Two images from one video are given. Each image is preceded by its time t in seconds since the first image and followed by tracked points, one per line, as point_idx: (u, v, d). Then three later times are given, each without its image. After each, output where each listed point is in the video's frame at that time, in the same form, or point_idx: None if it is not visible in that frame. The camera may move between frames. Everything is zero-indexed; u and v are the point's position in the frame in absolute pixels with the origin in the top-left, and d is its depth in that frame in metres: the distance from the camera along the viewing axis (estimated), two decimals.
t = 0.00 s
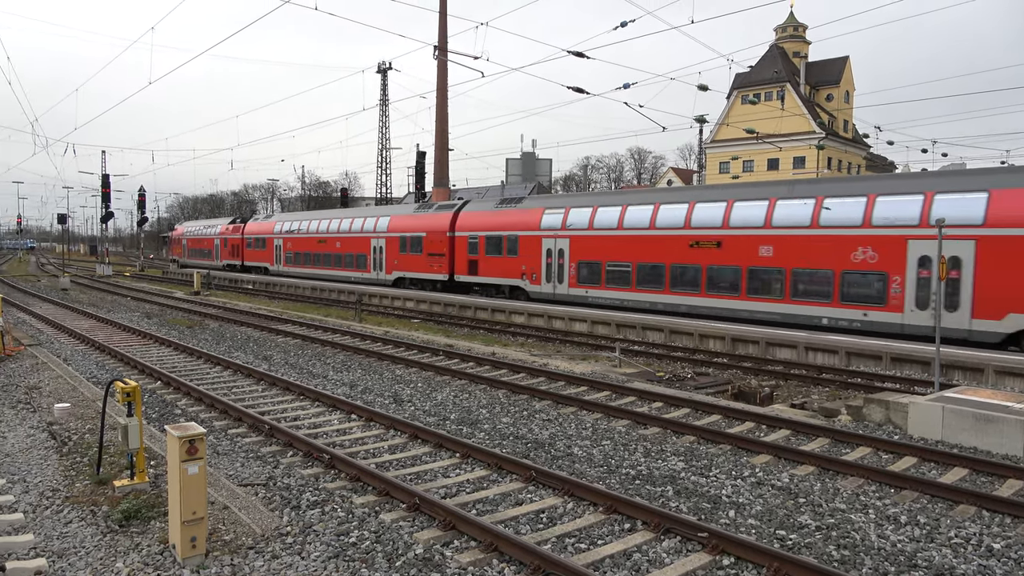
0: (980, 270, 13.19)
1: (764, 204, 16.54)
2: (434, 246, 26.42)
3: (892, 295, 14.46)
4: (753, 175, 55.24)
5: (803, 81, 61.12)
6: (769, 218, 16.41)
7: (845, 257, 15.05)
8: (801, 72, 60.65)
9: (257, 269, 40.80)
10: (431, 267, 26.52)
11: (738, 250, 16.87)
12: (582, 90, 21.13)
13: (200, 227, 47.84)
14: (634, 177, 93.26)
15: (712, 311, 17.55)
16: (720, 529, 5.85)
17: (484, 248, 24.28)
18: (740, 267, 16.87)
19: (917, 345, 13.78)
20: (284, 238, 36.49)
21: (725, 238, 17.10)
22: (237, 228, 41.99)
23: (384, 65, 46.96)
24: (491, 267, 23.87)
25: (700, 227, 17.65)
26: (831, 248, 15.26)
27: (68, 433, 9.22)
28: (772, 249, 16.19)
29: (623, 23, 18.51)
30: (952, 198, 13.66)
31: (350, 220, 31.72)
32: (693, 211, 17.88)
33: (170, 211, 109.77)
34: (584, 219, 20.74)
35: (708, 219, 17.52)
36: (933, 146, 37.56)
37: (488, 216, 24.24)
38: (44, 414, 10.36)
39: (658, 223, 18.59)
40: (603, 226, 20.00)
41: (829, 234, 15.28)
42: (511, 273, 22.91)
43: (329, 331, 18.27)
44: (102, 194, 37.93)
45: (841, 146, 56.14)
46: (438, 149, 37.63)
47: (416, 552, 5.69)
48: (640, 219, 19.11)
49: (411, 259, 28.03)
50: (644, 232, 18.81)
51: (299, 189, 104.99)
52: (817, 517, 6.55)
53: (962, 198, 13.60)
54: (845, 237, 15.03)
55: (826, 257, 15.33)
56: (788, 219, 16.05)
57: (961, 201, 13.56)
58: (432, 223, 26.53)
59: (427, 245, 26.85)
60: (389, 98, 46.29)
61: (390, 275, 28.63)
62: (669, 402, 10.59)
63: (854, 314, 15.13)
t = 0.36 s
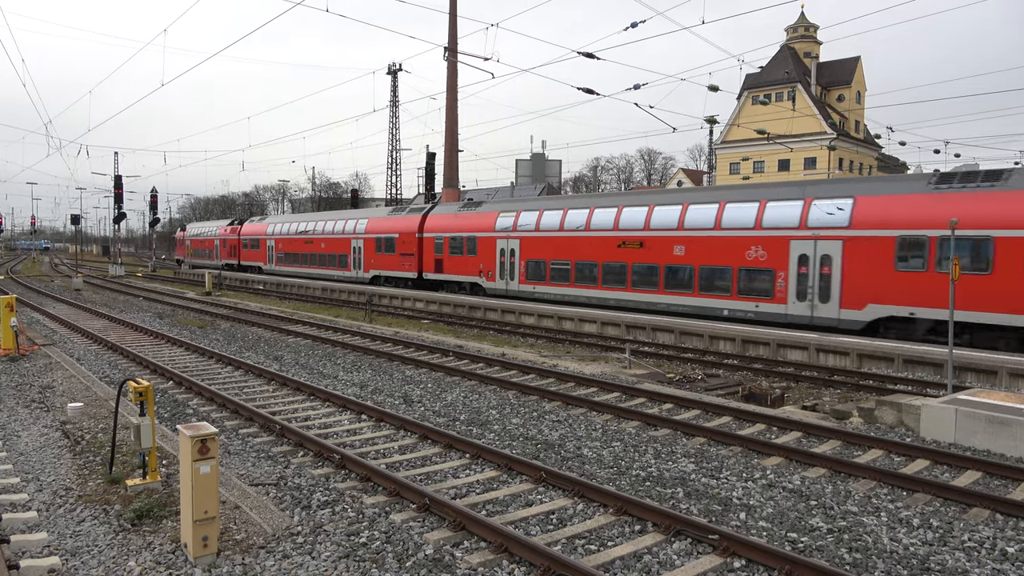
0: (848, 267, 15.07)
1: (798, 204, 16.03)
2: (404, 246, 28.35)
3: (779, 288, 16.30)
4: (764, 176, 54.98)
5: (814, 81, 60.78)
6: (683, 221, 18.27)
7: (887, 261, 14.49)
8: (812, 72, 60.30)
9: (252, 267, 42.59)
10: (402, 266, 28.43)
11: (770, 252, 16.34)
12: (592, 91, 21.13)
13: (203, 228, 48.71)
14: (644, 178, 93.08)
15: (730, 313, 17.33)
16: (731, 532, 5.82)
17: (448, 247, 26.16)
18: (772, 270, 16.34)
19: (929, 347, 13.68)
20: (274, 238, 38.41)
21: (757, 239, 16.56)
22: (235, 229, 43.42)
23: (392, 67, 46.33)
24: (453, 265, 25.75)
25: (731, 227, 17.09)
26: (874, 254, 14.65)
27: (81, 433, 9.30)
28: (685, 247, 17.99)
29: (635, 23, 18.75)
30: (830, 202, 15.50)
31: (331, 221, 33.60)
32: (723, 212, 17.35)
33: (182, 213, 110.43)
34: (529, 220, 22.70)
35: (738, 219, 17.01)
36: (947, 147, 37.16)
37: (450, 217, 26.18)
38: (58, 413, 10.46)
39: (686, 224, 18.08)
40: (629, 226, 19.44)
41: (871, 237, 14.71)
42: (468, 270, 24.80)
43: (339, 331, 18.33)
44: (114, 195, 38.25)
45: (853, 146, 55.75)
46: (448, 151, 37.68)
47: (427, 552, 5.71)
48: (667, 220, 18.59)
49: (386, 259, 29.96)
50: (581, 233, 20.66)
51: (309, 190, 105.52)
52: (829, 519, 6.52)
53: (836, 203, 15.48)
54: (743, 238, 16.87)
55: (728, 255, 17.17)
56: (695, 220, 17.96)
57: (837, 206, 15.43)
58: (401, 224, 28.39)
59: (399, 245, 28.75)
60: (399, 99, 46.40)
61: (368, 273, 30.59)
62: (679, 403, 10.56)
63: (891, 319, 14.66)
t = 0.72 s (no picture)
0: (741, 263, 17.18)
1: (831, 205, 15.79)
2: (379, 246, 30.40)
3: (688, 283, 18.44)
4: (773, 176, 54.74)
5: (824, 81, 60.47)
6: (612, 223, 20.39)
7: (928, 262, 14.26)
8: (821, 73, 59.99)
9: (250, 266, 43.71)
10: (377, 264, 30.47)
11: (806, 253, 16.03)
12: (600, 91, 21.12)
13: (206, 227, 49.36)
14: (652, 178, 92.88)
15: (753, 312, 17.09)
16: (740, 533, 5.79)
17: (417, 247, 28.23)
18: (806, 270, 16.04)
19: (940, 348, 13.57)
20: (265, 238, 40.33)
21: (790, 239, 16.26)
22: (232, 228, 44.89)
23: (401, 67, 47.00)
24: (421, 263, 27.75)
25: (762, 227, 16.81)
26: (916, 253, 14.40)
27: (90, 431, 9.34)
28: (613, 247, 20.10)
29: (644, 23, 19.13)
30: (729, 207, 17.58)
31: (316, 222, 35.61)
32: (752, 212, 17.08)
33: (191, 212, 110.91)
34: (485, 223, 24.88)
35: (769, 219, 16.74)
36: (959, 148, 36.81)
37: (418, 219, 28.35)
38: (67, 411, 10.50)
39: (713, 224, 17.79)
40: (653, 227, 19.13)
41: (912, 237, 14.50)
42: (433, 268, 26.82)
43: (347, 331, 18.35)
44: (124, 195, 38.46)
45: (863, 147, 55.43)
46: (455, 151, 37.68)
47: (434, 552, 5.71)
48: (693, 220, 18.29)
49: (364, 258, 32.00)
50: (528, 233, 22.79)
51: (318, 189, 105.77)
52: (838, 522, 6.47)
53: (733, 209, 17.61)
54: (660, 239, 18.94)
55: (646, 254, 19.30)
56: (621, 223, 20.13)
57: (733, 210, 17.54)
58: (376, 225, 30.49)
59: (374, 245, 30.80)
60: (407, 100, 46.42)
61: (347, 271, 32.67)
62: (688, 404, 10.52)
63: (929, 319, 14.53)
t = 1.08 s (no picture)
0: (656, 261, 19.12)
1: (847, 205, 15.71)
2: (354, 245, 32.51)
3: (614, 278, 20.38)
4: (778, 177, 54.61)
5: (829, 81, 60.30)
6: (552, 224, 22.31)
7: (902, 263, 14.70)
8: (827, 73, 59.82)
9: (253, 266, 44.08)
10: (352, 262, 32.55)
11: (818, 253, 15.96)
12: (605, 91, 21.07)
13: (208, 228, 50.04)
14: (657, 178, 92.79)
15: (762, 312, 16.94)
16: (745, 535, 5.77)
17: (386, 246, 30.40)
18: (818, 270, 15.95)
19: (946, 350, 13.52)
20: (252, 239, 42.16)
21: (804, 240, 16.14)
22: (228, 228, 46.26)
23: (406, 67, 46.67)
24: (390, 262, 29.91)
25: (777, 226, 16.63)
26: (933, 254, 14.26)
27: (96, 431, 9.37)
28: (551, 246, 22.10)
29: (649, 23, 18.98)
30: (646, 210, 19.49)
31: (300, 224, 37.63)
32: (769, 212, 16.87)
33: (196, 212, 111.20)
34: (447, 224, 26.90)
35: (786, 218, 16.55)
36: (966, 148, 36.60)
37: (389, 220, 30.43)
38: (73, 411, 10.55)
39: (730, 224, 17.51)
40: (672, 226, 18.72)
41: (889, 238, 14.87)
42: (399, 265, 28.95)
43: (352, 331, 18.39)
44: (129, 195, 38.58)
45: (869, 146, 55.24)
46: (460, 151, 37.69)
47: (439, 552, 5.71)
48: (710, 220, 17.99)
49: (341, 256, 34.06)
50: (481, 234, 24.74)
51: (323, 190, 106.03)
52: (844, 523, 6.45)
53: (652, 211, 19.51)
54: (590, 239, 20.92)
55: (579, 252, 21.26)
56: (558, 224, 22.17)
57: (650, 213, 19.47)
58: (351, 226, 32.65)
59: (350, 244, 32.83)
60: (412, 100, 46.45)
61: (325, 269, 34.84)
62: (693, 405, 10.50)
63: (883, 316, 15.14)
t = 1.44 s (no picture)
0: (590, 260, 21.11)
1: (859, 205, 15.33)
2: (335, 245, 34.81)
3: (554, 274, 22.42)
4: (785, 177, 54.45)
5: (836, 82, 60.11)
6: (521, 225, 23.58)
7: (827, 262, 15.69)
8: (834, 73, 59.63)
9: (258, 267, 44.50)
10: (333, 261, 34.87)
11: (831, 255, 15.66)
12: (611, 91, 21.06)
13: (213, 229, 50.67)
14: (664, 179, 92.72)
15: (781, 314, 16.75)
16: (752, 536, 5.75)
17: (363, 246, 32.66)
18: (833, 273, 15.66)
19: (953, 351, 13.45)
20: (246, 238, 44.49)
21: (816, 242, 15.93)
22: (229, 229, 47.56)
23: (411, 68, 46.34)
24: (366, 261, 32.22)
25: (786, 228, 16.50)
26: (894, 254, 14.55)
27: (103, 430, 9.42)
28: (502, 246, 24.15)
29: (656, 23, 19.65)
30: (583, 213, 21.48)
31: (289, 224, 39.95)
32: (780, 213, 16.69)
33: (203, 212, 111.42)
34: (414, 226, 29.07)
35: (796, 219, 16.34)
36: (975, 149, 36.39)
37: (365, 222, 32.69)
38: (81, 410, 10.61)
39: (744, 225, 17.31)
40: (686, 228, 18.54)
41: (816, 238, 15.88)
42: (374, 263, 31.30)
43: (358, 331, 18.43)
44: (137, 195, 38.75)
45: (876, 147, 55.04)
46: (466, 151, 37.74)
47: (445, 553, 5.71)
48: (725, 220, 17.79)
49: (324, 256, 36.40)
50: (442, 234, 26.87)
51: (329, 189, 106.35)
52: (850, 526, 6.43)
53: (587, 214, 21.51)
54: (535, 239, 22.95)
55: (526, 251, 23.28)
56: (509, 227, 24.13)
57: (586, 216, 21.46)
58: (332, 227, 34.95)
59: (330, 244, 35.10)
60: (418, 100, 46.49)
61: (309, 267, 37.14)
62: (698, 406, 10.48)
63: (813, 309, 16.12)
